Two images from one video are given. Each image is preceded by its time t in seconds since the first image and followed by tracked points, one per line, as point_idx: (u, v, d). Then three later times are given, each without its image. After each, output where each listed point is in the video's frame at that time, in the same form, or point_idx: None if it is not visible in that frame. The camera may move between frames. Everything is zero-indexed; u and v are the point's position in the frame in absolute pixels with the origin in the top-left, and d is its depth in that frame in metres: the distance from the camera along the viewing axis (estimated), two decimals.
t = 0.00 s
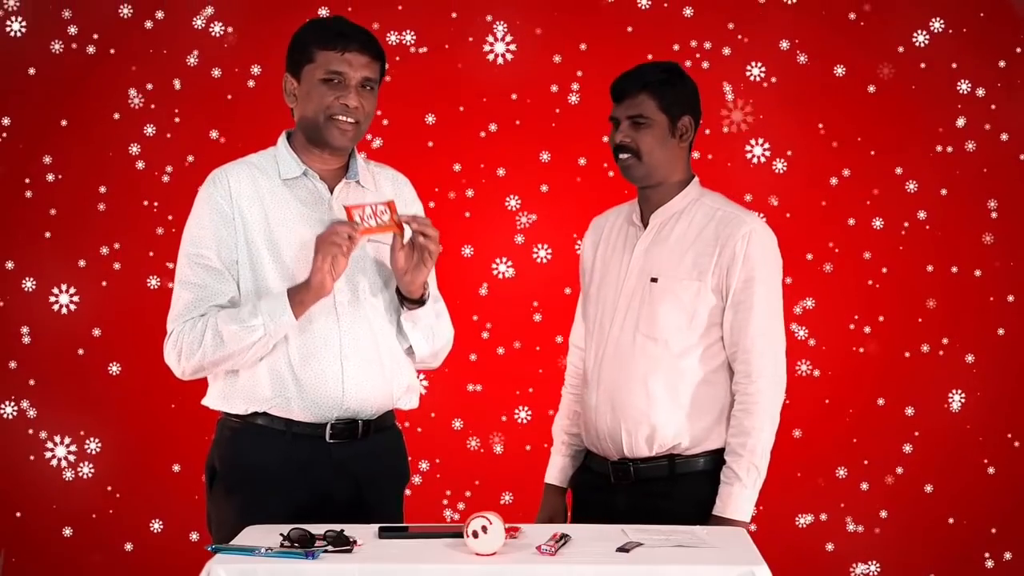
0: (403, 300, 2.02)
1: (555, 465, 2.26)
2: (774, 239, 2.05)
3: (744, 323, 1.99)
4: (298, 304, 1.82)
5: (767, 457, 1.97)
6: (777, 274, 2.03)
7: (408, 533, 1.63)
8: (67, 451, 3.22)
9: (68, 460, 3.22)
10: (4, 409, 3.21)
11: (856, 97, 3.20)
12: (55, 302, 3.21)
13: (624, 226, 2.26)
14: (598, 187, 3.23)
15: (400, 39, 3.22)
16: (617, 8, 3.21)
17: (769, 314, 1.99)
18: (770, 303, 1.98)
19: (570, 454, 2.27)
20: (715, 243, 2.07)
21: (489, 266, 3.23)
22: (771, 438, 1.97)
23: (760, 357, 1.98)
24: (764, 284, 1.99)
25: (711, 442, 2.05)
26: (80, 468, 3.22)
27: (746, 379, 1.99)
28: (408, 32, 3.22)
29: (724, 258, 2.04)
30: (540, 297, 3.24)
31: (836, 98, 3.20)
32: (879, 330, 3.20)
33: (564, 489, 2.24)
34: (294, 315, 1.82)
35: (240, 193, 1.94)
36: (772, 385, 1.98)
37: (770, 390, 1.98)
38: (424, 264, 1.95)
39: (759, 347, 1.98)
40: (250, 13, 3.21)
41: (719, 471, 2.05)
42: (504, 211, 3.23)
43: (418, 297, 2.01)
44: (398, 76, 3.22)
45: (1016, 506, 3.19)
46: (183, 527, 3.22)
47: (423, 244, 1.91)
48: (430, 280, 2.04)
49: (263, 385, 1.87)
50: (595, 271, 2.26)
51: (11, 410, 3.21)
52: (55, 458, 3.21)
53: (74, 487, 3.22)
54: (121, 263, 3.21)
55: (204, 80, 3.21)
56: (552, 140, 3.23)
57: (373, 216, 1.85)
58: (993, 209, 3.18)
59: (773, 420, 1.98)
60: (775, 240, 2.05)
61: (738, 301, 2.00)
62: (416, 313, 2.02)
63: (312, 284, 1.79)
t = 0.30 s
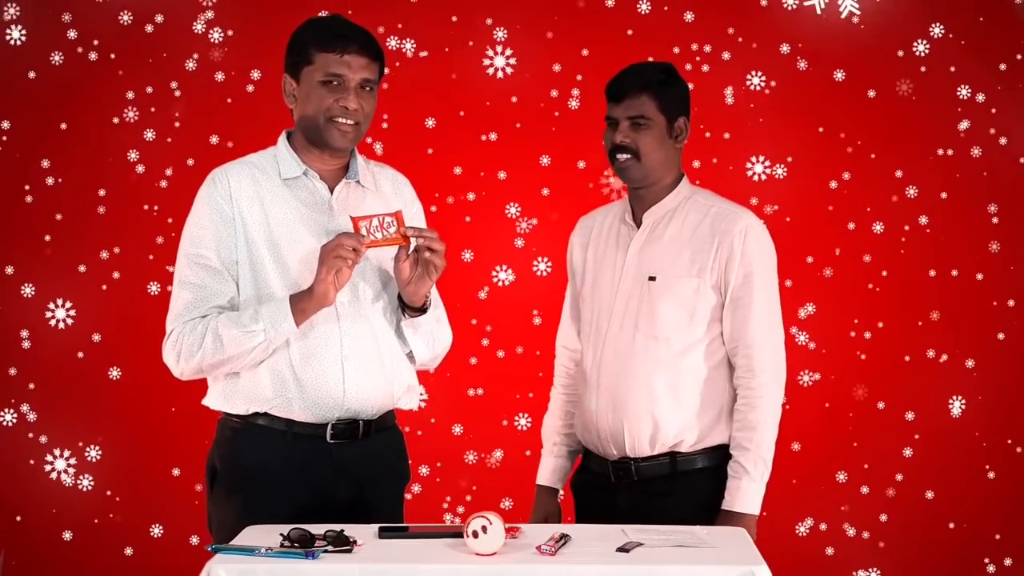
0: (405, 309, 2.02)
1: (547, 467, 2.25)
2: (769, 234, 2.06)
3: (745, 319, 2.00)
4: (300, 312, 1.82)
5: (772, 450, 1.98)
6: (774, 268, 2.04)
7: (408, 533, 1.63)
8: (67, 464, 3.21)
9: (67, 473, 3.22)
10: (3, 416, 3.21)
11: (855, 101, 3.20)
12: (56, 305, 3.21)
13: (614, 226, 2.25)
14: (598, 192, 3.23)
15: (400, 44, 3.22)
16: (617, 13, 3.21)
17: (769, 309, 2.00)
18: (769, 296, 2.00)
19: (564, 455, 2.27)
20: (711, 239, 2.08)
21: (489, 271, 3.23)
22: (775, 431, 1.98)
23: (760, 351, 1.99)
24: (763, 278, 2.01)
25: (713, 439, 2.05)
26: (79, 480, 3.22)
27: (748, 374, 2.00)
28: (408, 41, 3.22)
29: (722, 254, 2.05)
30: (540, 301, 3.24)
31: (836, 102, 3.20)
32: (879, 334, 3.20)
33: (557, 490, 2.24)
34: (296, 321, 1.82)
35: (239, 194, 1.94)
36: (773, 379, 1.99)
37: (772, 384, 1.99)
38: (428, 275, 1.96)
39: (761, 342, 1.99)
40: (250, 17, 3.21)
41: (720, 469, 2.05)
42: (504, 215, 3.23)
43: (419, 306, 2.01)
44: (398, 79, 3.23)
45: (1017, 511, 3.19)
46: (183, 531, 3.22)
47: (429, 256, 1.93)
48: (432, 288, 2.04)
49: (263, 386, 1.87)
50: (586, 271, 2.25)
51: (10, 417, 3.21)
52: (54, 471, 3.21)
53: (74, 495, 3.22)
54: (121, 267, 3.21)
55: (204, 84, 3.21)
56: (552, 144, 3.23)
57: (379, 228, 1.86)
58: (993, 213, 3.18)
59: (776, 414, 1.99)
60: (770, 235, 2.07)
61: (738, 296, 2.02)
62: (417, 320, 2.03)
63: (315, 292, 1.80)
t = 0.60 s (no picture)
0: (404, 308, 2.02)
1: (545, 469, 2.26)
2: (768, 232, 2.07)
3: (746, 318, 2.00)
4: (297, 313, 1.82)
5: (776, 447, 1.98)
6: (773, 266, 2.04)
7: (408, 533, 1.63)
8: (66, 477, 3.22)
9: (67, 486, 3.22)
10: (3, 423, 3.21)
11: (856, 105, 3.20)
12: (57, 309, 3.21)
13: (611, 227, 2.25)
14: (598, 196, 3.23)
15: (400, 49, 3.22)
16: (617, 17, 3.21)
17: (770, 306, 2.00)
18: (769, 294, 2.00)
19: (562, 456, 2.27)
20: (710, 238, 2.08)
21: (489, 275, 3.23)
22: (778, 428, 1.98)
23: (762, 349, 1.99)
24: (763, 276, 2.01)
25: (715, 438, 2.05)
26: (79, 492, 3.22)
27: (750, 372, 2.00)
28: (408, 49, 3.22)
29: (721, 253, 2.05)
30: (540, 305, 3.24)
31: (836, 107, 3.20)
32: (880, 336, 3.20)
33: (554, 492, 2.25)
34: (294, 323, 1.82)
35: (238, 193, 1.94)
36: (775, 377, 1.99)
37: (775, 382, 1.99)
38: (426, 277, 1.95)
39: (763, 340, 1.99)
40: (250, 22, 3.21)
41: (721, 468, 2.05)
42: (503, 219, 3.23)
43: (418, 306, 2.01)
44: (398, 82, 3.22)
45: (1017, 516, 3.19)
46: (182, 535, 3.23)
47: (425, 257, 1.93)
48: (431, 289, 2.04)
49: (263, 385, 1.87)
50: (584, 273, 2.26)
51: (9, 424, 3.21)
52: (54, 485, 3.21)
53: (74, 502, 3.22)
54: (121, 271, 3.21)
55: (204, 87, 3.21)
56: (552, 148, 3.23)
57: (379, 229, 1.85)
58: (992, 217, 3.18)
59: (779, 411, 1.99)
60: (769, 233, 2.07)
61: (738, 295, 2.02)
62: (416, 320, 2.03)
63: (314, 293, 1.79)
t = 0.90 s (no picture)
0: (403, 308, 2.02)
1: (546, 469, 2.26)
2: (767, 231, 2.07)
3: (745, 317, 2.00)
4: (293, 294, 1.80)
5: (774, 446, 1.98)
6: (772, 265, 2.04)
7: (408, 533, 1.63)
8: (66, 489, 3.22)
9: (67, 498, 3.22)
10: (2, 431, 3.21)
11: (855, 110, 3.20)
12: (57, 313, 3.21)
13: (612, 228, 2.25)
14: (598, 200, 3.23)
15: (400, 53, 3.22)
16: (617, 22, 3.21)
17: (768, 305, 2.00)
18: (767, 293, 2.00)
19: (563, 457, 2.26)
20: (709, 238, 2.08)
21: (489, 279, 3.23)
22: (777, 427, 1.98)
23: (761, 348, 1.99)
24: (761, 275, 2.01)
25: (714, 437, 2.05)
26: (78, 503, 3.22)
27: (749, 371, 2.00)
28: (407, 57, 3.22)
29: (720, 252, 2.05)
30: (540, 308, 3.24)
31: (836, 111, 3.20)
32: (880, 339, 3.20)
33: (557, 491, 2.24)
34: (290, 302, 1.81)
35: (241, 189, 1.94)
36: (774, 376, 1.99)
37: (774, 381, 1.99)
38: (427, 278, 1.96)
39: (761, 339, 1.99)
40: (251, 26, 3.21)
41: (721, 469, 2.05)
42: (503, 222, 3.23)
43: (421, 304, 2.01)
44: (398, 86, 3.22)
45: (1017, 520, 3.18)
46: (182, 539, 3.23)
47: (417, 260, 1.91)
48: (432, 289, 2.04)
49: (263, 383, 1.87)
50: (585, 274, 2.26)
51: (9, 431, 3.21)
52: (54, 497, 3.21)
53: (74, 507, 3.22)
54: (121, 275, 3.21)
55: (203, 90, 3.21)
56: (552, 152, 3.23)
57: (384, 233, 1.87)
58: (993, 221, 3.17)
59: (778, 410, 1.99)
60: (768, 232, 2.07)
61: (737, 294, 2.01)
62: (418, 319, 2.03)
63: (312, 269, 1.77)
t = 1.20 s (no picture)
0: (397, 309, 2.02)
1: (559, 471, 2.26)
2: (764, 231, 2.06)
3: (740, 316, 1.99)
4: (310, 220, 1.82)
5: (767, 447, 1.97)
6: (770, 266, 2.03)
7: (408, 533, 1.63)
8: (66, 504, 3.21)
9: (66, 512, 3.21)
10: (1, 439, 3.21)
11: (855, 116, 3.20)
12: (57, 318, 3.21)
13: (614, 230, 2.26)
14: (598, 205, 3.22)
15: (400, 59, 3.22)
16: (617, 27, 3.21)
17: (764, 305, 1.99)
18: (763, 293, 1.99)
19: (573, 459, 2.27)
20: (706, 238, 2.08)
21: (490, 284, 3.23)
22: (771, 429, 1.97)
23: (756, 348, 1.98)
24: (757, 275, 2.00)
25: (709, 438, 2.04)
26: (78, 517, 3.22)
27: (743, 372, 1.99)
28: (408, 66, 3.22)
29: (716, 252, 2.05)
30: (540, 313, 3.24)
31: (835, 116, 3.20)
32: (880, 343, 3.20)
33: (569, 494, 2.24)
34: (308, 228, 1.81)
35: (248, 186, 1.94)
36: (769, 377, 1.98)
37: (768, 382, 1.98)
38: (422, 279, 1.96)
39: (755, 339, 1.98)
40: (251, 31, 3.21)
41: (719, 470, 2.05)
42: (504, 227, 3.23)
43: (415, 306, 2.00)
44: (398, 90, 3.22)
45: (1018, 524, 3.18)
46: (182, 544, 3.22)
47: (416, 254, 1.92)
48: (427, 290, 2.04)
49: (262, 381, 1.87)
50: (588, 275, 2.27)
51: (9, 439, 3.21)
52: (54, 511, 3.21)
53: (74, 515, 3.22)
54: (121, 279, 3.21)
55: (203, 96, 3.21)
56: (552, 156, 3.23)
57: (378, 233, 1.85)
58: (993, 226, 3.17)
59: (773, 410, 1.98)
60: (765, 232, 2.06)
61: (733, 293, 2.01)
62: (412, 321, 2.03)
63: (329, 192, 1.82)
